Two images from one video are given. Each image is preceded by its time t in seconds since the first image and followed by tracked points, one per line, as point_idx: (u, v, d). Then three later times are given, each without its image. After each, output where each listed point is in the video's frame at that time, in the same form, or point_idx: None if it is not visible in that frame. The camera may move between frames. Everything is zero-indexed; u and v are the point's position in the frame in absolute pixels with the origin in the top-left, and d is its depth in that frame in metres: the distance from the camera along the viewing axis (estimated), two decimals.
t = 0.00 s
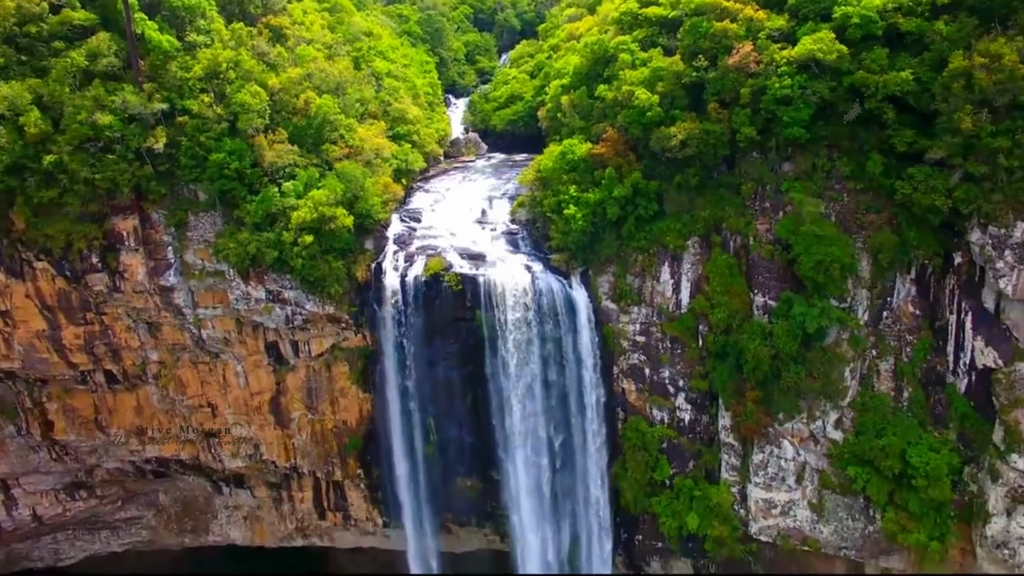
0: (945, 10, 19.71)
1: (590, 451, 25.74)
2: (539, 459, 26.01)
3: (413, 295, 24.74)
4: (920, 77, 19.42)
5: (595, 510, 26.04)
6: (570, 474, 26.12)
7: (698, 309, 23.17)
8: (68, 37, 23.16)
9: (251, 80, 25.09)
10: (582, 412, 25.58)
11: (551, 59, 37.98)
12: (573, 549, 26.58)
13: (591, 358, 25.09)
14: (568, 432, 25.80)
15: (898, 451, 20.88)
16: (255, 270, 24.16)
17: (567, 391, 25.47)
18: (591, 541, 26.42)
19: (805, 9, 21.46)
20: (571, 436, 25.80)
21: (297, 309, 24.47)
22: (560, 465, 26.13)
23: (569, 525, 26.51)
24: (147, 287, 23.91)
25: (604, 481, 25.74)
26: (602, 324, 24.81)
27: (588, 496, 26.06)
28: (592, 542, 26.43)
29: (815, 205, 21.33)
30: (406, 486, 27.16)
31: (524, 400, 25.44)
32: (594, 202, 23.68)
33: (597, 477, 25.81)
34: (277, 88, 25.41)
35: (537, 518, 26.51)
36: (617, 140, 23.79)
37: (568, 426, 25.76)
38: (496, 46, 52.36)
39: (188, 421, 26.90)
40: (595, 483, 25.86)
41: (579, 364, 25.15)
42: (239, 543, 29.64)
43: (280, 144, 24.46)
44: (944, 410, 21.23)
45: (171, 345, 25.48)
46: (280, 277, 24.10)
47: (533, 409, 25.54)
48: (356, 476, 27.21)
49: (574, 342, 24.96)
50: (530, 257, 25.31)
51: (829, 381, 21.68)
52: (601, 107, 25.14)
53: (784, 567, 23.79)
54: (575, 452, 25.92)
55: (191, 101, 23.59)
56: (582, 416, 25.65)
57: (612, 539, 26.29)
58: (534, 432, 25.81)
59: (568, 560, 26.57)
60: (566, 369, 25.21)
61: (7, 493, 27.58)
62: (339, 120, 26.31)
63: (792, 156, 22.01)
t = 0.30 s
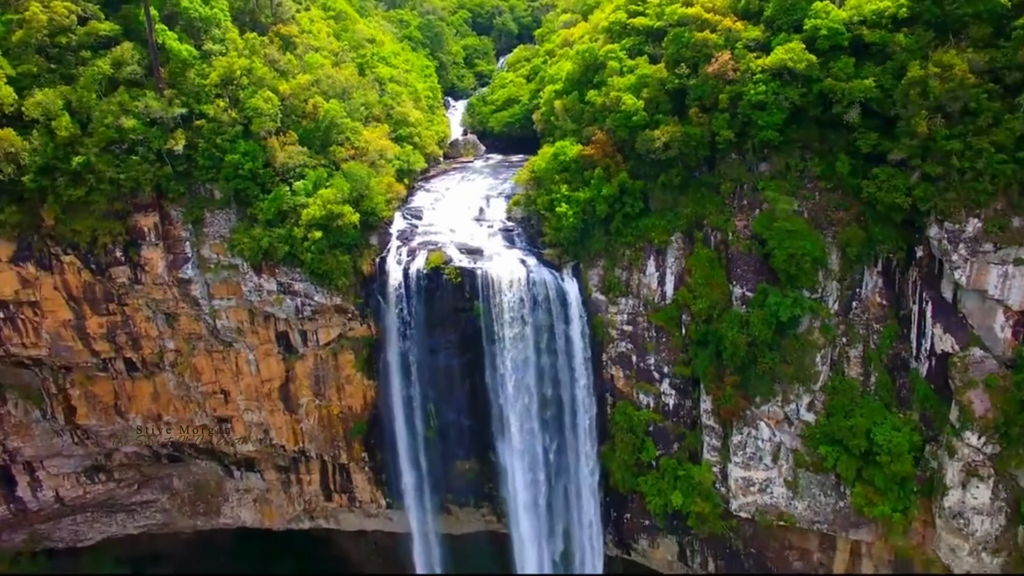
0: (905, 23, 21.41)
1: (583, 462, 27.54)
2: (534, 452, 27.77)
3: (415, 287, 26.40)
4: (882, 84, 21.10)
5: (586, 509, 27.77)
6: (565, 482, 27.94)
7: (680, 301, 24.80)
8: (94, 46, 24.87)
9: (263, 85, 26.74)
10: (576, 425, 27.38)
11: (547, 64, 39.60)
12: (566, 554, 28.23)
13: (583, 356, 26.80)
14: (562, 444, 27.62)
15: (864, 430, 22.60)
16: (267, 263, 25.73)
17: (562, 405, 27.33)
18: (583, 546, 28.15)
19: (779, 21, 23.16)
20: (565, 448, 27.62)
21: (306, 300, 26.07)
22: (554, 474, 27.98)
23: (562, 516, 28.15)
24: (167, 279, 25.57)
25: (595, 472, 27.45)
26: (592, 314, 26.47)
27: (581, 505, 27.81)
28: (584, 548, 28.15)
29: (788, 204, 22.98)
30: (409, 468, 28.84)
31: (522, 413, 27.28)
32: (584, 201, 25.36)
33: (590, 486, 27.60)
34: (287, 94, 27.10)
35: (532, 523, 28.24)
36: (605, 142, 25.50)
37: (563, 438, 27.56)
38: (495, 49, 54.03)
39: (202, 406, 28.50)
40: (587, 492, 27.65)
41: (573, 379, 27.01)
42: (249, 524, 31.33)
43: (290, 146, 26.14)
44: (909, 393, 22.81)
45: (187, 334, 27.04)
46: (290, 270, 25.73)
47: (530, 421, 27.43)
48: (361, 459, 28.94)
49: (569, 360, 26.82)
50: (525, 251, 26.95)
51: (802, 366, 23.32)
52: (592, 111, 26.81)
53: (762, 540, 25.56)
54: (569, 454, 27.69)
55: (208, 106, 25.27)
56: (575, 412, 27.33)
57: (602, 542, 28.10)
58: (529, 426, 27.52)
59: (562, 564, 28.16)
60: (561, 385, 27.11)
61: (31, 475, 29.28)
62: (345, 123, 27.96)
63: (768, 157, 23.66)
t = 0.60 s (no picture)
0: (870, 31, 23.09)
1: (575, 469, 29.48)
2: (528, 435, 29.46)
3: (415, 279, 28.08)
4: (848, 88, 22.69)
5: (577, 488, 29.54)
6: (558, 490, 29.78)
7: (664, 291, 26.42)
8: (115, 54, 26.57)
9: (271, 89, 28.41)
10: (569, 434, 29.29)
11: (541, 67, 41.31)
12: (558, 553, 30.04)
13: (573, 343, 28.52)
14: (556, 453, 29.53)
15: (833, 409, 24.32)
16: (275, 257, 27.36)
17: (554, 390, 29.04)
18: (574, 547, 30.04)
19: (754, 30, 24.91)
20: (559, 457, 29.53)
21: (313, 291, 27.74)
22: (547, 465, 29.75)
23: (554, 494, 29.89)
24: (182, 272, 27.18)
25: (585, 453, 29.18)
26: (582, 304, 28.18)
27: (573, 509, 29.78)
28: (575, 534, 30.02)
29: (762, 199, 24.72)
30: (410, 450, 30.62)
31: (516, 398, 29.02)
32: (573, 198, 27.22)
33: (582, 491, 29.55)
34: (295, 97, 28.80)
35: (527, 524, 30.16)
36: (593, 143, 27.27)
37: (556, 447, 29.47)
38: (491, 52, 55.76)
39: (214, 393, 30.10)
40: (579, 497, 29.61)
41: (564, 365, 28.73)
42: (257, 507, 32.95)
43: (298, 147, 27.82)
44: (876, 375, 24.37)
45: (200, 324, 28.61)
46: (298, 263, 27.39)
47: (526, 431, 29.40)
48: (364, 442, 30.77)
49: (563, 374, 28.80)
50: (519, 245, 28.65)
51: (777, 351, 24.98)
52: (581, 113, 28.55)
53: (741, 515, 27.21)
54: (560, 436, 29.38)
55: (222, 109, 27.00)
56: (566, 396, 29.06)
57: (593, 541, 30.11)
58: (523, 411, 29.20)
59: (554, 562, 29.96)
60: (555, 389, 29.00)
61: (52, 458, 30.95)
62: (348, 125, 29.65)
63: (745, 156, 25.34)
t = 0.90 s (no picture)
0: (836, 39, 25.15)
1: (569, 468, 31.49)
2: (523, 415, 31.30)
3: (418, 268, 30.03)
4: (816, 91, 24.81)
5: (570, 466, 31.43)
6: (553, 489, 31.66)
7: (650, 279, 28.40)
8: (137, 59, 28.96)
9: (284, 92, 30.45)
10: (563, 433, 31.28)
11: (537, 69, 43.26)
12: (553, 543, 31.30)
13: (565, 328, 30.55)
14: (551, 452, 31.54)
15: (805, 387, 26.31)
16: (288, 248, 29.30)
17: (548, 373, 30.97)
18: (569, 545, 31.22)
19: (732, 37, 26.99)
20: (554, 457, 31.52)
21: (322, 280, 29.71)
22: (542, 444, 31.59)
23: (548, 472, 31.72)
24: (201, 262, 29.17)
25: (577, 431, 31.13)
26: (573, 291, 30.25)
27: (567, 507, 31.49)
28: (569, 513, 31.46)
29: (739, 193, 26.81)
30: (412, 431, 32.47)
31: (513, 381, 30.87)
32: (565, 193, 29.27)
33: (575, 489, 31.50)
34: (305, 100, 30.84)
35: (524, 503, 31.74)
36: (583, 142, 29.30)
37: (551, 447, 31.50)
38: (490, 55, 57.78)
39: (229, 376, 32.03)
40: (573, 495, 31.53)
41: (557, 349, 30.73)
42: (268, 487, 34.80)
43: (309, 145, 29.84)
44: (846, 355, 26.31)
45: (216, 311, 30.51)
46: (308, 254, 29.35)
47: (523, 432, 31.40)
48: (369, 423, 32.78)
49: (558, 377, 31.00)
50: (515, 237, 30.66)
51: (753, 334, 27.00)
52: (573, 114, 30.58)
53: (723, 488, 29.15)
54: (554, 416, 31.30)
55: (238, 111, 29.10)
56: (559, 379, 31.01)
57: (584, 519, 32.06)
58: (519, 393, 31.07)
59: (549, 558, 30.93)
60: (549, 372, 30.93)
61: (77, 439, 32.91)
62: (355, 125, 31.66)
63: (724, 153, 27.29)
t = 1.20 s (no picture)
0: (812, 43, 26.88)
1: (565, 482, 33.51)
2: (519, 399, 33.08)
3: (420, 260, 31.80)
4: (793, 92, 26.61)
5: (564, 446, 33.23)
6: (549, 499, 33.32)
7: (639, 269, 30.08)
8: (157, 62, 30.82)
9: (294, 93, 32.24)
10: (557, 415, 33.03)
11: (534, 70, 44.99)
12: (548, 520, 33.01)
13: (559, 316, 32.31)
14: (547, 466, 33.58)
15: (783, 370, 28.05)
16: (297, 240, 30.95)
17: (543, 359, 32.75)
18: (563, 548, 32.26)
19: (715, 41, 28.78)
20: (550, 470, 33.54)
21: (330, 271, 31.43)
22: (537, 426, 33.34)
23: (543, 453, 33.49)
24: (215, 253, 30.89)
25: (570, 414, 32.88)
26: (567, 281, 31.98)
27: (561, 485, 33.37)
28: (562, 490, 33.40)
29: (721, 187, 28.48)
30: (414, 414, 34.35)
31: (510, 366, 32.65)
32: (559, 189, 31.09)
33: (570, 501, 33.30)
34: (314, 101, 32.66)
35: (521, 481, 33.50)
36: (576, 141, 31.11)
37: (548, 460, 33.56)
38: (489, 56, 59.54)
39: (240, 363, 33.71)
40: (566, 474, 33.36)
41: (552, 336, 32.49)
42: (276, 469, 36.56)
43: (317, 144, 31.62)
44: (822, 340, 28.01)
45: (229, 300, 32.19)
46: (316, 246, 31.03)
47: (523, 442, 33.46)
48: (374, 407, 34.62)
49: (552, 362, 32.77)
50: (512, 230, 32.42)
51: (735, 320, 28.77)
52: (567, 114, 32.37)
53: (708, 467, 30.93)
54: (549, 400, 33.01)
55: (251, 111, 30.88)
56: (553, 364, 32.77)
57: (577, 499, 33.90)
58: (515, 377, 32.85)
59: (543, 531, 32.80)
60: (544, 358, 32.69)
61: (96, 423, 34.70)
62: (361, 125, 33.45)
63: (708, 150, 28.99)
